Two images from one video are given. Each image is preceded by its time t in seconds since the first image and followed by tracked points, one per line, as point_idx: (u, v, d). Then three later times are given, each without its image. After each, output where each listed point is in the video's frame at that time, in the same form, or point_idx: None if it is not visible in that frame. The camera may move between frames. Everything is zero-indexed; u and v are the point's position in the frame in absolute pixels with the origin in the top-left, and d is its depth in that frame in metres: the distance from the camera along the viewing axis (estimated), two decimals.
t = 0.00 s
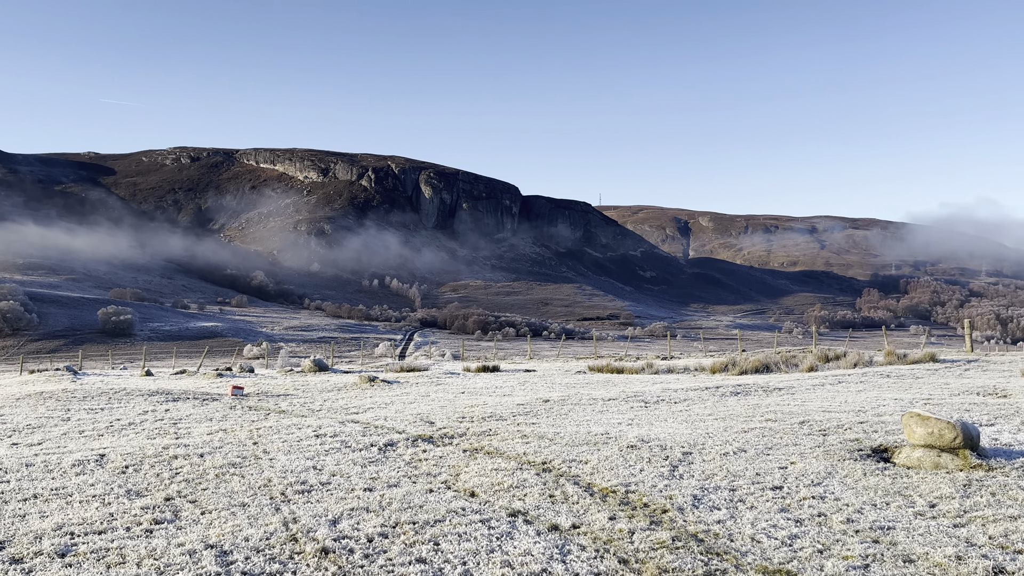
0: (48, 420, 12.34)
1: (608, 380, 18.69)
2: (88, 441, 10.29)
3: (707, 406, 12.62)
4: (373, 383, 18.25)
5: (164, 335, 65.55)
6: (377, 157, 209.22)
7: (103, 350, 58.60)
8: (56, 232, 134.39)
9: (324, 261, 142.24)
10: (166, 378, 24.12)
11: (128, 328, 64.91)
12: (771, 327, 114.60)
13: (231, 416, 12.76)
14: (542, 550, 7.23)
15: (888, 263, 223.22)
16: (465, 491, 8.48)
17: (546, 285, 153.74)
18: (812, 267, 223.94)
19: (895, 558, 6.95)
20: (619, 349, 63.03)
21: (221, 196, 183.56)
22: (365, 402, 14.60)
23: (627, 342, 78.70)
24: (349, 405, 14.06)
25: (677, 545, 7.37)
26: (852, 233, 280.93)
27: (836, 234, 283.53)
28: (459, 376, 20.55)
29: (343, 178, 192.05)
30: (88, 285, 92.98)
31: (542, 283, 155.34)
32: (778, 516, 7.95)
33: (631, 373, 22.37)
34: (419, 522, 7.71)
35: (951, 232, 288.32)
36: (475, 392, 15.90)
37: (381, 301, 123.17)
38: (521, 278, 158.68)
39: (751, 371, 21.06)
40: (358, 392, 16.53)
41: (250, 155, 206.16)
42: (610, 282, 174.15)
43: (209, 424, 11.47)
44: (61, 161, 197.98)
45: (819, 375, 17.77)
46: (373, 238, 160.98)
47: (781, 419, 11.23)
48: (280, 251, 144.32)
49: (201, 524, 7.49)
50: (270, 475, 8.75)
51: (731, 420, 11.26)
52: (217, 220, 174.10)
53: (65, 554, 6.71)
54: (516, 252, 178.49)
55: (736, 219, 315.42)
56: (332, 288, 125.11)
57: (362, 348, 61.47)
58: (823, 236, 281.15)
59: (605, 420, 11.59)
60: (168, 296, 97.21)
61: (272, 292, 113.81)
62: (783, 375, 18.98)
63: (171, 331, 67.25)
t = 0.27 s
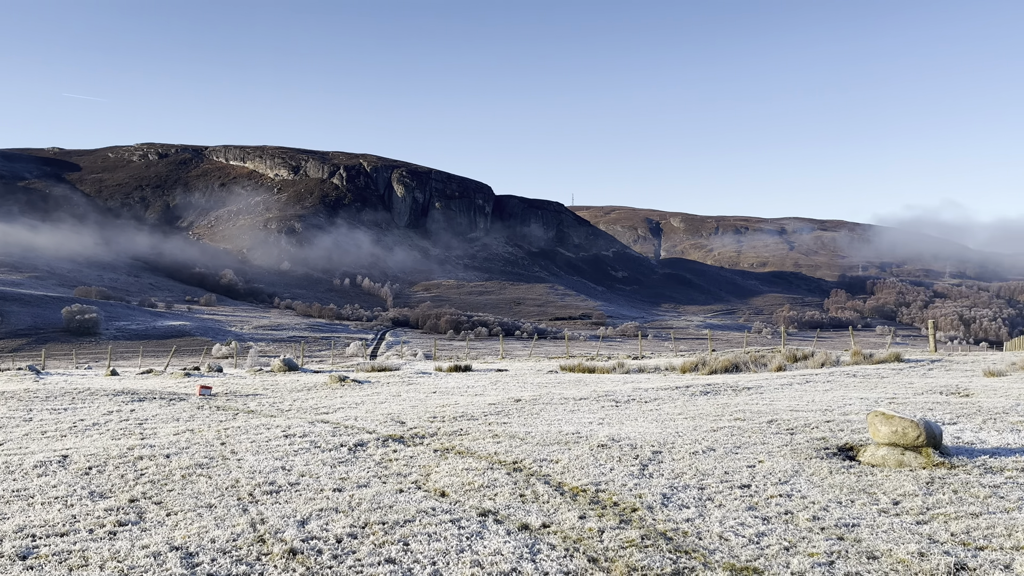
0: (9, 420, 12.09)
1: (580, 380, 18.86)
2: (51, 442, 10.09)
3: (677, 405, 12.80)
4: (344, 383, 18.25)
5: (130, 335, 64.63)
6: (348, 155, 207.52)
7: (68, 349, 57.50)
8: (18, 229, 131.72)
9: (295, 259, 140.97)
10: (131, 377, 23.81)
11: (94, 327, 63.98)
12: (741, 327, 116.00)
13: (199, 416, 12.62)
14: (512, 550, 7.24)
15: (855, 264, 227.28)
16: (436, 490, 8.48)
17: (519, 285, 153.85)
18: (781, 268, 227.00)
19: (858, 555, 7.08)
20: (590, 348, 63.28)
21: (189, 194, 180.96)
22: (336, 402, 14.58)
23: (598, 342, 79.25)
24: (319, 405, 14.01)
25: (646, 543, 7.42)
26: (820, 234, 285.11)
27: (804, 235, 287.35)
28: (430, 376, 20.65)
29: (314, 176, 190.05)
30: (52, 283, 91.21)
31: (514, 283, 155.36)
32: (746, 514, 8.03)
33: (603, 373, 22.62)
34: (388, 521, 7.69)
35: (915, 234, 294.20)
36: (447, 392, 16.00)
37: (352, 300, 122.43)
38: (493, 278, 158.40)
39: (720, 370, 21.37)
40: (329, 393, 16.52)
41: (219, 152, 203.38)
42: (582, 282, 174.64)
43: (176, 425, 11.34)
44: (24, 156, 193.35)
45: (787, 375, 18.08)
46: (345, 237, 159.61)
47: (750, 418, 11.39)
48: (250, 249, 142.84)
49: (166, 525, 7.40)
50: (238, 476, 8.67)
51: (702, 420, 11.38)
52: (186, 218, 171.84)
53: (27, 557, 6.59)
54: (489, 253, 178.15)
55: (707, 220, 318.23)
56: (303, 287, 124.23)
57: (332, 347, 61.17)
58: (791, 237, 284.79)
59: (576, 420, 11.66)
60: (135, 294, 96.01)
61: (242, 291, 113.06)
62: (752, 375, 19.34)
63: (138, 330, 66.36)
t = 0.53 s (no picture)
0: None
1: (552, 380, 19.06)
2: (14, 444, 9.94)
3: (648, 405, 12.98)
4: (316, 384, 18.26)
5: (96, 334, 63.81)
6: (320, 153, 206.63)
7: (34, 348, 56.52)
8: None
9: (266, 257, 139.86)
10: (98, 378, 23.54)
11: (59, 326, 63.10)
12: (712, 327, 117.27)
13: (165, 418, 12.46)
14: (481, 549, 7.25)
15: (824, 266, 230.62)
16: (406, 491, 8.48)
17: (492, 285, 153.83)
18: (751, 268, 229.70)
19: (824, 552, 7.19)
20: (562, 349, 63.61)
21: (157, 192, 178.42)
22: (307, 401, 14.55)
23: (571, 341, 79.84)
24: (289, 406, 13.95)
25: (616, 542, 7.47)
26: (789, 236, 288.97)
27: (774, 237, 290.46)
28: (402, 377, 20.78)
29: (286, 174, 190.16)
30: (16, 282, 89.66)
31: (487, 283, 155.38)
32: (714, 513, 8.13)
33: (575, 373, 22.98)
34: (358, 524, 7.65)
35: (883, 236, 299.29)
36: (419, 392, 16.08)
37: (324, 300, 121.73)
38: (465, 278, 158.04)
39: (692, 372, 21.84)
40: (298, 393, 16.54)
41: (189, 150, 201.27)
42: (555, 282, 174.87)
43: (143, 425, 11.20)
44: None
45: (757, 375, 18.32)
46: (316, 236, 158.26)
47: (721, 418, 11.51)
48: (220, 247, 141.47)
49: (131, 528, 7.31)
50: (207, 477, 8.60)
51: (672, 419, 11.50)
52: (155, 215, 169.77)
53: None
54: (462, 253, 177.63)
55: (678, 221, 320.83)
56: (273, 286, 123.46)
57: (303, 347, 60.88)
58: (762, 239, 287.82)
59: (548, 419, 11.74)
60: (101, 293, 95.09)
61: (211, 291, 112.63)
62: (723, 373, 19.74)
63: (104, 329, 65.54)
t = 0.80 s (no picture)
0: None
1: (527, 380, 19.20)
2: None
3: (622, 405, 13.10)
4: (289, 385, 18.24)
5: (64, 334, 62.82)
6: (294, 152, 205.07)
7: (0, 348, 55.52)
8: None
9: (238, 257, 138.59)
10: (64, 379, 23.34)
11: (25, 326, 62.10)
12: (687, 327, 118.30)
13: (134, 418, 12.32)
14: (454, 550, 7.24)
15: (797, 267, 233.47)
16: (379, 492, 8.45)
17: (468, 285, 153.66)
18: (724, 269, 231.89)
19: (792, 550, 7.28)
20: (536, 349, 63.88)
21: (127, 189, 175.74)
22: (280, 402, 14.50)
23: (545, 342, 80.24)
24: (262, 406, 13.87)
25: (588, 541, 7.51)
26: (762, 237, 291.80)
27: (747, 238, 293.07)
28: (376, 377, 20.80)
29: (259, 172, 188.66)
30: None
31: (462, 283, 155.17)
32: (686, 511, 8.20)
33: (550, 373, 23.25)
34: (331, 525, 7.62)
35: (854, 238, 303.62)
36: (392, 393, 16.08)
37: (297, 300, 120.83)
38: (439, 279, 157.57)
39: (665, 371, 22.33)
40: (272, 393, 16.49)
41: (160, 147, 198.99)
42: (530, 283, 175.03)
43: (111, 427, 11.06)
44: None
45: (730, 376, 18.55)
46: (289, 235, 156.82)
47: (693, 417, 11.61)
48: (191, 246, 139.92)
49: (98, 530, 7.21)
50: (175, 479, 8.52)
51: (644, 419, 11.60)
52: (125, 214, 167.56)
53: None
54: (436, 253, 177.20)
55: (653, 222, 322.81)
56: (246, 286, 122.47)
57: (276, 348, 60.53)
58: (736, 240, 290.30)
59: (522, 419, 11.78)
60: (68, 293, 93.89)
61: (182, 290, 111.75)
62: (697, 374, 20.07)
63: (73, 329, 64.58)
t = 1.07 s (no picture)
0: None
1: (503, 381, 19.34)
2: None
3: (598, 405, 13.20)
4: (263, 386, 18.23)
5: (33, 334, 61.76)
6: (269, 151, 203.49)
7: None
8: None
9: (212, 257, 137.16)
10: (33, 379, 23.10)
11: None
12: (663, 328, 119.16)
13: (104, 420, 12.18)
14: (429, 551, 7.22)
15: (772, 269, 235.74)
16: (353, 494, 8.43)
17: (445, 286, 153.25)
18: (699, 271, 233.54)
19: (766, 549, 7.35)
20: (512, 349, 64.05)
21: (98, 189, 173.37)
22: (254, 403, 14.44)
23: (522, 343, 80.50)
24: (235, 408, 13.79)
25: (563, 542, 7.53)
26: (738, 239, 294.23)
27: (722, 241, 295.58)
28: (351, 378, 20.81)
29: (234, 172, 186.99)
30: None
31: (439, 284, 154.69)
32: (660, 511, 8.26)
33: (526, 374, 23.49)
34: (304, 526, 7.59)
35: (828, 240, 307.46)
36: (368, 394, 16.07)
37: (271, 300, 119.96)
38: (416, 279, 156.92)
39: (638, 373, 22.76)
40: (246, 394, 16.44)
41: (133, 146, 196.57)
42: (508, 284, 174.92)
43: (81, 429, 10.92)
44: None
45: (705, 377, 18.81)
46: (264, 235, 155.37)
47: (668, 418, 11.71)
48: (164, 246, 138.25)
49: (66, 534, 7.12)
50: (147, 482, 8.44)
51: (619, 419, 11.69)
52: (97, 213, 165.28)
53: None
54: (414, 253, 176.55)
55: (630, 223, 324.17)
56: (220, 286, 121.30)
57: (250, 349, 60.10)
58: (711, 242, 292.48)
59: (499, 420, 11.82)
60: (37, 293, 92.60)
61: (155, 291, 110.64)
62: (671, 376, 20.35)
63: (42, 329, 63.52)
